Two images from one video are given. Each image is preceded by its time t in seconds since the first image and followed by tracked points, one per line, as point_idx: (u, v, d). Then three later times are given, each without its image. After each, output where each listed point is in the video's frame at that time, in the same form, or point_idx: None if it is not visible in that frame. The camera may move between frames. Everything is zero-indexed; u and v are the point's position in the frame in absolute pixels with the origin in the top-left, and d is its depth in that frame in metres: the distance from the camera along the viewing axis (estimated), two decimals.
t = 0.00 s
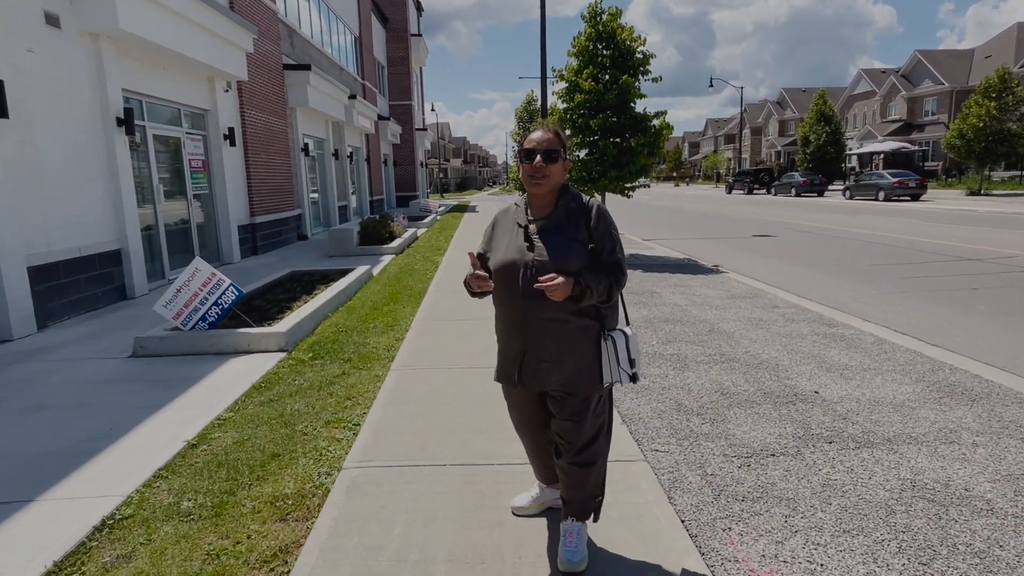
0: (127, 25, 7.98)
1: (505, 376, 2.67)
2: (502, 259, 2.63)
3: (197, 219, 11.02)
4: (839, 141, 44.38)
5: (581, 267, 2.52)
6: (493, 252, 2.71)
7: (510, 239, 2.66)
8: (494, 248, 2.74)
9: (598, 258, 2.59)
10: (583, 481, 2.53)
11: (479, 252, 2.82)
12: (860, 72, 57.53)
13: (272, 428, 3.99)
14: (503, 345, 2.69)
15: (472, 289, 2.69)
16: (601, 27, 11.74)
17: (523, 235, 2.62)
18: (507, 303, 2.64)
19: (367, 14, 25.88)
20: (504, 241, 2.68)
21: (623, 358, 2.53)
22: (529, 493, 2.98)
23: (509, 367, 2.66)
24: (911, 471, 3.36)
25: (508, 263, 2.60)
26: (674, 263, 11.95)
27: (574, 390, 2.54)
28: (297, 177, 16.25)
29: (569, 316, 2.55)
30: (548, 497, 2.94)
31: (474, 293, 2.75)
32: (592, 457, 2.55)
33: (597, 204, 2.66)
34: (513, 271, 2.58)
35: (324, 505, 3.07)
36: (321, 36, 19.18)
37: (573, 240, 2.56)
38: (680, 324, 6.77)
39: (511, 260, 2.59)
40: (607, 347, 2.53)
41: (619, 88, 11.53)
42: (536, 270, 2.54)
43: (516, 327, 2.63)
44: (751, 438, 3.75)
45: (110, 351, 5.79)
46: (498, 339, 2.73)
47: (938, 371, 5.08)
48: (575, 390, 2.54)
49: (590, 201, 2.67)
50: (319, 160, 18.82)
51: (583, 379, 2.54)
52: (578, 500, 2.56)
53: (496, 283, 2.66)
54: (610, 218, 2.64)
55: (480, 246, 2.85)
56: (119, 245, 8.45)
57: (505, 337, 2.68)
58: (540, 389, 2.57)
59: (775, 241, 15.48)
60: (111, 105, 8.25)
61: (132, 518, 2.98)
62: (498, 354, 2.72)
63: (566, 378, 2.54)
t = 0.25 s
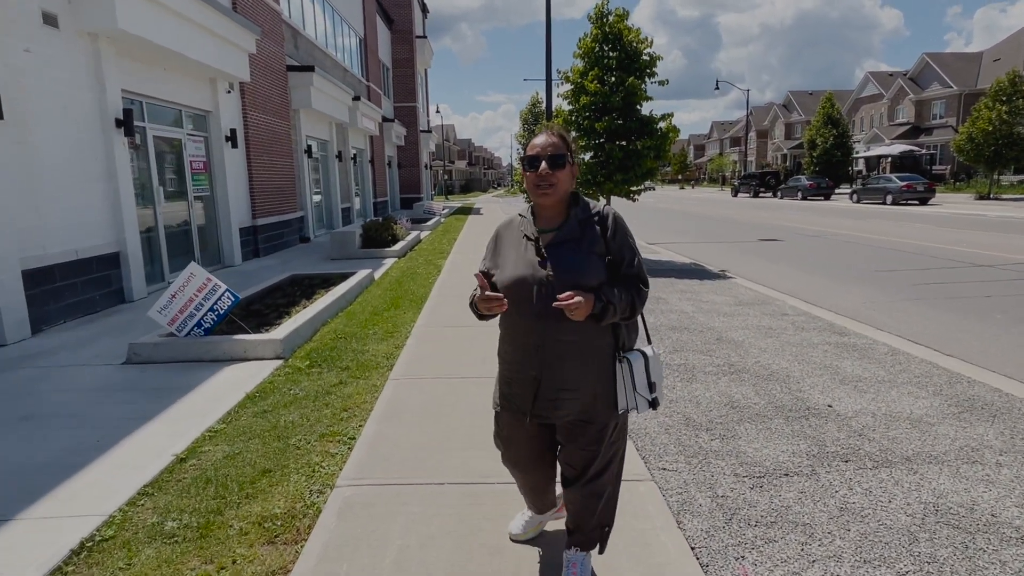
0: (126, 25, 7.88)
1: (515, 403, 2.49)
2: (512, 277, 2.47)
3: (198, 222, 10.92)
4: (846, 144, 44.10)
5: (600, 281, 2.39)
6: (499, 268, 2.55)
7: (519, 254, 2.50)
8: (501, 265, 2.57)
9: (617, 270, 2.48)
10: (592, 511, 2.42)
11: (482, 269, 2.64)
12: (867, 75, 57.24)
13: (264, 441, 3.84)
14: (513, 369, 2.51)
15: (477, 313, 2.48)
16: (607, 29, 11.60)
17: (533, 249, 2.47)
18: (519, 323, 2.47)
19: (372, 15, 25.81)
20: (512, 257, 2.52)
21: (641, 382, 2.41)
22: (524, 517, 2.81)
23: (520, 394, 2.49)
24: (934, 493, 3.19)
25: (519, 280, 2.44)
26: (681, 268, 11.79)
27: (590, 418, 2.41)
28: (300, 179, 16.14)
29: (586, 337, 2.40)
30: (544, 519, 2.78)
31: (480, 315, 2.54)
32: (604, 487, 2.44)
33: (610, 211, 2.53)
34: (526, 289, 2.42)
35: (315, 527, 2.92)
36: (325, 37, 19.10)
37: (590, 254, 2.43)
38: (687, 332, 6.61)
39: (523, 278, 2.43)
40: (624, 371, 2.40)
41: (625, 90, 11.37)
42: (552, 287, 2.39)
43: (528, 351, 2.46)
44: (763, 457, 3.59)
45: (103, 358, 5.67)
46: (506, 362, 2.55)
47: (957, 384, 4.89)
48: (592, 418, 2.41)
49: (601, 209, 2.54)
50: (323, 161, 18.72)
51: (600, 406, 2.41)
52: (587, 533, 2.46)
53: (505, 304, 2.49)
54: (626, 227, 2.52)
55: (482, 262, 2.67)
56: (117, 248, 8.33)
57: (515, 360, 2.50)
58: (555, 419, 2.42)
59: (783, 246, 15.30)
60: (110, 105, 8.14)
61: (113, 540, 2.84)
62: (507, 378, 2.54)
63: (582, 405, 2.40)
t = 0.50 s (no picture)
0: (124, 26, 7.79)
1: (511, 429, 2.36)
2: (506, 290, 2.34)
3: (197, 225, 10.82)
4: (851, 148, 43.87)
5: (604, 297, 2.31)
6: (491, 281, 2.41)
7: (513, 265, 2.37)
8: (492, 277, 2.44)
9: (617, 283, 2.40)
10: (591, 539, 2.37)
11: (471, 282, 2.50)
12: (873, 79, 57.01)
13: (253, 453, 3.70)
14: (508, 392, 2.38)
15: (469, 327, 2.33)
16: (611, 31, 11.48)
17: (529, 261, 2.35)
18: (515, 342, 2.33)
19: (375, 18, 25.75)
20: (505, 269, 2.39)
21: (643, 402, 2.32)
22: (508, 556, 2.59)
23: (516, 419, 2.35)
24: (951, 514, 3.05)
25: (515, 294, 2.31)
26: (685, 273, 11.64)
27: (591, 443, 2.31)
28: (302, 181, 16.05)
29: (587, 357, 2.30)
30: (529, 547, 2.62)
31: (471, 331, 2.39)
32: (602, 517, 2.38)
33: (608, 220, 2.44)
34: (524, 304, 2.29)
35: (300, 548, 2.79)
36: (328, 39, 19.02)
37: (590, 266, 2.33)
38: (692, 340, 6.47)
39: (519, 291, 2.31)
40: (625, 391, 2.30)
41: (629, 93, 11.25)
42: (551, 302, 2.28)
43: (525, 373, 2.33)
44: (770, 474, 3.45)
45: (94, 364, 5.55)
46: (500, 385, 2.41)
47: (970, 396, 4.78)
48: (593, 443, 2.30)
49: (598, 219, 2.45)
50: (325, 163, 18.64)
51: (601, 430, 2.32)
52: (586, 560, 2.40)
53: (500, 318, 2.36)
54: (626, 238, 2.44)
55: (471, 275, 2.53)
56: (114, 251, 8.23)
57: (511, 382, 2.37)
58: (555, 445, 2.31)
59: (788, 251, 15.14)
60: (108, 107, 8.06)
61: (90, 561, 2.71)
62: (501, 403, 2.40)
63: (582, 430, 2.30)
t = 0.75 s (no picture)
0: (120, 25, 7.71)
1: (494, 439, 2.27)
2: (487, 293, 2.22)
3: (195, 227, 10.73)
4: (855, 151, 43.70)
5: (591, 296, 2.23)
6: (468, 285, 2.29)
7: (492, 266, 2.26)
8: (469, 281, 2.32)
9: (601, 282, 2.34)
10: (579, 557, 2.33)
11: (446, 288, 2.38)
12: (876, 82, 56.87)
13: (240, 462, 3.59)
14: (489, 400, 2.28)
15: (446, 339, 2.21)
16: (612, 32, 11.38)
17: (509, 261, 2.24)
18: (499, 349, 2.23)
19: (377, 20, 25.70)
20: (483, 271, 2.27)
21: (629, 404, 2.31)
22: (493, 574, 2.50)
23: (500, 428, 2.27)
24: (962, 531, 2.93)
25: (497, 297, 2.20)
26: (687, 277, 11.53)
27: (579, 451, 2.27)
28: (301, 183, 15.96)
29: (573, 363, 2.23)
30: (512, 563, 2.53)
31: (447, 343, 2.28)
32: (589, 530, 2.34)
33: (588, 217, 2.37)
34: (507, 307, 2.18)
35: (282, 564, 2.68)
36: (329, 41, 18.96)
37: (575, 265, 2.24)
38: (693, 345, 6.35)
39: (501, 294, 2.20)
40: (613, 395, 2.27)
41: (631, 95, 11.15)
42: (536, 304, 2.19)
43: (508, 381, 2.23)
44: (773, 487, 3.32)
45: (83, 368, 5.44)
46: (480, 392, 2.30)
47: (979, 405, 4.67)
48: (581, 450, 2.27)
49: (577, 215, 2.38)
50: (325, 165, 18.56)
51: (588, 439, 2.26)
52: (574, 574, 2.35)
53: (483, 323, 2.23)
54: (607, 235, 2.37)
55: (445, 280, 2.41)
56: (108, 253, 8.13)
57: (493, 391, 2.28)
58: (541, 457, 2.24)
59: (791, 254, 15.02)
60: (102, 107, 7.97)
61: None
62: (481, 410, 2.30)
63: (570, 438, 2.25)
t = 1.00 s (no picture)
0: (114, 27, 7.64)
1: (469, 452, 2.24)
2: (460, 305, 2.21)
3: (191, 230, 10.66)
4: (856, 155, 43.62)
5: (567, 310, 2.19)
6: (444, 296, 2.28)
7: (467, 277, 2.24)
8: (445, 291, 2.30)
9: (579, 294, 2.29)
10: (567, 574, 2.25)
11: (422, 297, 2.39)
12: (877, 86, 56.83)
13: (227, 474, 3.50)
14: (465, 414, 2.28)
15: (428, 353, 2.23)
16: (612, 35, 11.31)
17: (483, 272, 2.21)
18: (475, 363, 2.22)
19: (377, 22, 25.66)
20: (458, 282, 2.26)
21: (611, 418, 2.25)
22: None
23: (475, 441, 2.24)
24: (970, 548, 2.84)
25: (470, 309, 2.18)
26: (687, 281, 11.44)
27: (559, 464, 2.20)
28: (300, 187, 15.89)
29: (550, 375, 2.19)
30: None
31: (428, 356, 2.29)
32: (575, 546, 2.27)
33: (568, 225, 2.32)
34: (480, 321, 2.17)
35: None
36: (328, 44, 18.90)
37: (551, 276, 2.19)
38: (693, 352, 6.27)
39: (474, 306, 2.18)
40: (595, 409, 2.21)
41: (630, 98, 11.08)
42: (509, 317, 2.16)
43: (483, 394, 2.23)
44: (775, 500, 3.23)
45: (72, 375, 5.36)
46: (456, 405, 2.30)
47: (984, 416, 4.60)
48: (561, 463, 2.20)
49: (556, 223, 2.32)
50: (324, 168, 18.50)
51: (567, 451, 2.23)
52: None
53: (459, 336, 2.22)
54: (588, 245, 2.32)
55: (423, 289, 2.41)
56: (102, 257, 8.04)
57: (469, 405, 2.26)
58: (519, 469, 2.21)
59: (792, 258, 14.94)
60: (96, 109, 7.90)
61: None
62: (457, 425, 2.29)
63: (549, 450, 2.21)
